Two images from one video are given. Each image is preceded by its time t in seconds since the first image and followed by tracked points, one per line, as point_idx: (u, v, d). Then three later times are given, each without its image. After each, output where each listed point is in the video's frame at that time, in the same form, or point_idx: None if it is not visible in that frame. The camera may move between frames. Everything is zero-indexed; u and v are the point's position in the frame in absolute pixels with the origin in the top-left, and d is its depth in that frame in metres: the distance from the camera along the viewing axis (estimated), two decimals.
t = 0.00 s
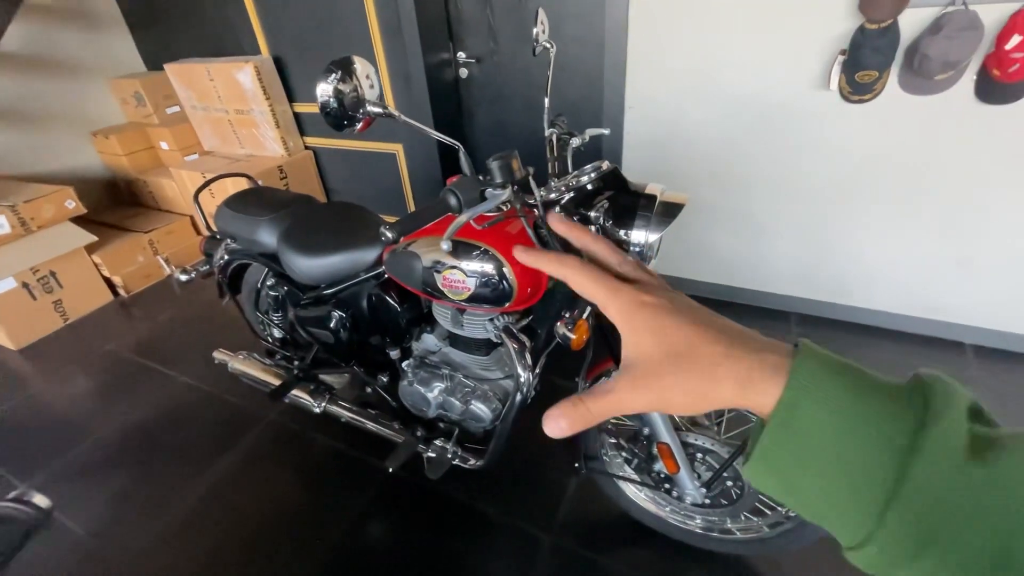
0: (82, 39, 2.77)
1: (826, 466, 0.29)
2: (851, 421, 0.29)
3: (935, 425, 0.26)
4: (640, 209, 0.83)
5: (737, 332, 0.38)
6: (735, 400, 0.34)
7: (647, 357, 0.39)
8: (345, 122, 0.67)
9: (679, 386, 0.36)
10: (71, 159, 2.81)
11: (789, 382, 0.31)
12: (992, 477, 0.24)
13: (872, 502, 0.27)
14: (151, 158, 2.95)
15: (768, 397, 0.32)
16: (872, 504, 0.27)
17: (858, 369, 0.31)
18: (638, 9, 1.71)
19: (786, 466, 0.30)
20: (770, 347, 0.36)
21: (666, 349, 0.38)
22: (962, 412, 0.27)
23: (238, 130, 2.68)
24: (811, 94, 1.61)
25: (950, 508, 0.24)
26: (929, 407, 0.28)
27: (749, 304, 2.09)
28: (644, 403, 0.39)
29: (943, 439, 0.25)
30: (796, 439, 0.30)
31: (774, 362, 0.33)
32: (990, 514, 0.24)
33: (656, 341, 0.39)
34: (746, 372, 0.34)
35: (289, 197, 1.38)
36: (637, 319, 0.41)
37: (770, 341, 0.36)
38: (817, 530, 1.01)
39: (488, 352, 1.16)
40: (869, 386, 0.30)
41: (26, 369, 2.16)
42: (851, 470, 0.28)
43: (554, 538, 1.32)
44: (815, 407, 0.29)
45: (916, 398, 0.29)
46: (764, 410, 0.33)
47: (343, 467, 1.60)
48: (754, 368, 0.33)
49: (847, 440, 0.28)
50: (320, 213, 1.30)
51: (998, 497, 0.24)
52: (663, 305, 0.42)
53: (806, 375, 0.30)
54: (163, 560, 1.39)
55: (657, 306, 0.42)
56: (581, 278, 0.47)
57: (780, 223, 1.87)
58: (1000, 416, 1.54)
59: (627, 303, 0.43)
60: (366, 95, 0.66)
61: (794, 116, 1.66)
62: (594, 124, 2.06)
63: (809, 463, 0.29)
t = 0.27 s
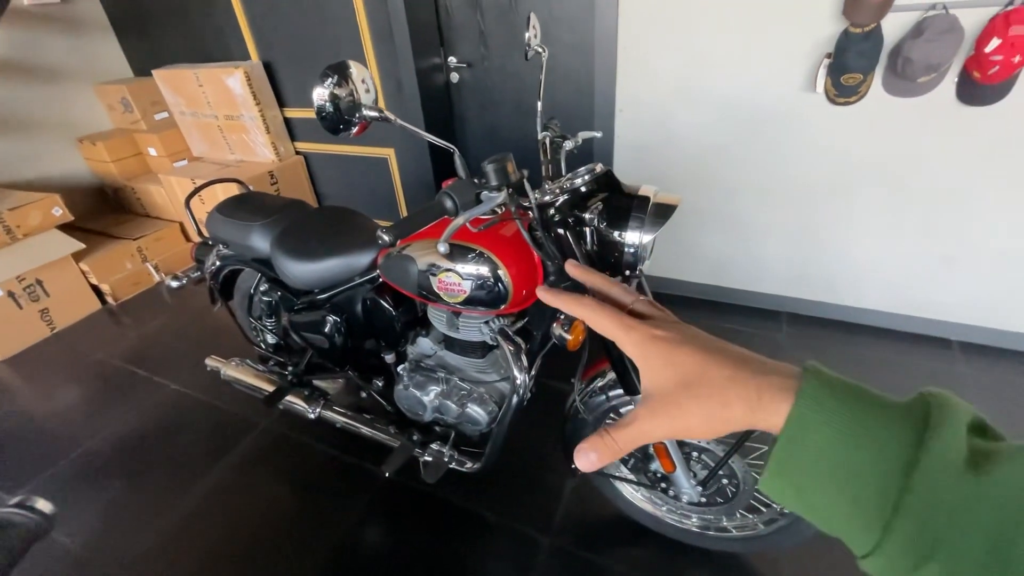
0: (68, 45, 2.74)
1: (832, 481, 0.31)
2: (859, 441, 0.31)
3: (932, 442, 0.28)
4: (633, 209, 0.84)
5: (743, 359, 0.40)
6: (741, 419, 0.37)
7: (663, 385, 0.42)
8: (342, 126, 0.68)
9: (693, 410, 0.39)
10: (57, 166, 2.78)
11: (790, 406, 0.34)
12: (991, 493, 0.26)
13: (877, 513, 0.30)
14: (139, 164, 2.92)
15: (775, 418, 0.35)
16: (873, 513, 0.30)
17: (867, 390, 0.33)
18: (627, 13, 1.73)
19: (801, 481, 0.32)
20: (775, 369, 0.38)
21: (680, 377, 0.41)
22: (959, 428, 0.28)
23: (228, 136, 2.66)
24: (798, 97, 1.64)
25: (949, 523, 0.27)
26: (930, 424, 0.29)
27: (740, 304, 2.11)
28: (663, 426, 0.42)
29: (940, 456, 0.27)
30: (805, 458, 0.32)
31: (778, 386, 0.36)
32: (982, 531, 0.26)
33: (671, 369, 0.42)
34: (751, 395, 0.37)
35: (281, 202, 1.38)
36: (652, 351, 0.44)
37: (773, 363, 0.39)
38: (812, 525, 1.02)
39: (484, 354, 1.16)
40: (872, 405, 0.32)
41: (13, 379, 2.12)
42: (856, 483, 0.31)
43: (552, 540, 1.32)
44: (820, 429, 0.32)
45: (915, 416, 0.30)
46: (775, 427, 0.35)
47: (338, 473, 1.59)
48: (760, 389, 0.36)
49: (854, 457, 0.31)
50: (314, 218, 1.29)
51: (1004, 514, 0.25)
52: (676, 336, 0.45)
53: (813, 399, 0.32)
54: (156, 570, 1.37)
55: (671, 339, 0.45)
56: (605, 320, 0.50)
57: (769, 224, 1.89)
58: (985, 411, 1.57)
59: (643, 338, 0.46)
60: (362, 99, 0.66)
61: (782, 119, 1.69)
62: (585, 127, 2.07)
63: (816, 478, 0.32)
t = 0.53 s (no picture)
0: (59, 47, 2.73)
1: (837, 493, 0.32)
2: (864, 452, 0.31)
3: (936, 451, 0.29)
4: (629, 207, 0.85)
5: (752, 375, 0.41)
6: (745, 435, 0.39)
7: (670, 400, 0.43)
8: (339, 126, 0.68)
9: (700, 425, 0.41)
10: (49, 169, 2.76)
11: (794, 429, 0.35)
12: (994, 503, 0.27)
13: (886, 523, 0.31)
14: (132, 167, 2.91)
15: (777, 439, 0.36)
16: (881, 522, 0.31)
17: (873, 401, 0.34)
18: (621, 14, 1.74)
19: (806, 493, 0.33)
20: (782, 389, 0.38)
21: (687, 394, 0.42)
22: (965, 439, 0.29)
23: (222, 138, 2.65)
24: (790, 97, 1.65)
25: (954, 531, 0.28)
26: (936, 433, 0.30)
27: (735, 303, 2.13)
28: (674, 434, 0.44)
29: (946, 469, 0.28)
30: (810, 472, 0.33)
31: (783, 407, 0.37)
32: (985, 540, 0.27)
33: (677, 385, 0.43)
34: (753, 415, 0.38)
35: (277, 203, 1.38)
36: (660, 366, 0.44)
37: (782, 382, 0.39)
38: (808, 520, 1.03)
39: (481, 354, 1.16)
40: (877, 417, 0.32)
41: (6, 384, 2.10)
42: (861, 493, 0.32)
43: (551, 539, 1.32)
44: (825, 445, 0.32)
45: (920, 426, 0.31)
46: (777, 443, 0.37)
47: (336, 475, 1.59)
48: (763, 410, 0.37)
49: (858, 470, 0.32)
50: (310, 219, 1.29)
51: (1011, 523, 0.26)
52: (684, 347, 0.44)
53: (817, 414, 0.33)
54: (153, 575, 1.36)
55: (680, 352, 0.44)
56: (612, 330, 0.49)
57: (764, 223, 1.91)
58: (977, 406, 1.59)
59: (650, 350, 0.45)
60: (360, 99, 0.67)
61: (775, 119, 1.71)
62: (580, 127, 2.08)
63: (821, 490, 0.33)
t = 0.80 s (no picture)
0: (54, 49, 2.72)
1: (860, 457, 0.31)
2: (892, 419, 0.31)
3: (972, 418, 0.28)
4: (624, 208, 0.85)
5: (786, 326, 0.36)
6: (761, 386, 0.35)
7: (685, 326, 0.39)
8: (336, 126, 0.68)
9: (710, 362, 0.36)
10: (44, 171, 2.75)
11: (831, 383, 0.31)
12: None
13: (910, 494, 0.30)
14: (127, 168, 2.90)
15: (800, 393, 0.33)
16: (903, 490, 0.30)
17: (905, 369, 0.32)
18: (616, 17, 1.75)
19: (825, 460, 0.32)
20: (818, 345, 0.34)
21: (706, 325, 0.37)
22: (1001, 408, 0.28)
23: (218, 139, 2.65)
24: (784, 99, 1.67)
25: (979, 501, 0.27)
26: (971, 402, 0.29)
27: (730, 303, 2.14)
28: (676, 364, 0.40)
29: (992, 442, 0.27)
30: (831, 434, 0.31)
31: (816, 362, 0.33)
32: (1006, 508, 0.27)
33: (698, 318, 0.38)
34: (779, 364, 0.34)
35: (274, 205, 1.38)
36: (691, 289, 0.39)
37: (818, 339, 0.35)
38: (802, 517, 1.04)
39: (477, 354, 1.17)
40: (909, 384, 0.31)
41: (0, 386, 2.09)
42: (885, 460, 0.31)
43: (548, 538, 1.33)
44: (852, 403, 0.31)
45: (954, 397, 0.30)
46: (798, 402, 0.33)
47: (332, 476, 1.59)
48: (791, 361, 0.33)
49: (884, 436, 0.31)
50: (307, 220, 1.29)
51: None
52: (721, 279, 0.39)
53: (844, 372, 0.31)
54: None
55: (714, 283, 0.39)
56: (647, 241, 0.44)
57: (758, 223, 1.92)
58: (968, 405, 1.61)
59: (684, 272, 0.40)
60: (356, 100, 0.67)
61: (768, 120, 1.72)
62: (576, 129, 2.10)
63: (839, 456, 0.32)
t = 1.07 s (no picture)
0: (52, 47, 2.72)
1: (870, 428, 0.35)
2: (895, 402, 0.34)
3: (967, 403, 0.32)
4: (619, 206, 0.86)
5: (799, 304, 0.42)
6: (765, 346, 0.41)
7: (706, 288, 0.45)
8: (331, 124, 0.68)
9: (724, 318, 0.43)
10: (41, 169, 2.74)
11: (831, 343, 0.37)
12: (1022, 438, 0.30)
13: (914, 461, 0.34)
14: (124, 167, 2.89)
15: (798, 354, 0.38)
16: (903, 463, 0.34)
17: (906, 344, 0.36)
18: (613, 17, 1.75)
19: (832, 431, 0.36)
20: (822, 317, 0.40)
21: (728, 287, 0.44)
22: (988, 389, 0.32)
23: (215, 138, 2.65)
24: (781, 99, 1.67)
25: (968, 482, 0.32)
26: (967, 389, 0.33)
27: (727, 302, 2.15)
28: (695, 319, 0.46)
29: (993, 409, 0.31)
30: (839, 407, 0.36)
31: (821, 332, 0.38)
32: (997, 495, 0.31)
33: (721, 282, 0.44)
34: (789, 330, 0.40)
35: (271, 203, 1.38)
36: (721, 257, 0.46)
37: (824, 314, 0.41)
38: (798, 515, 1.04)
39: (474, 352, 1.17)
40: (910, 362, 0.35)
41: None
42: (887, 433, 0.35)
43: (544, 535, 1.33)
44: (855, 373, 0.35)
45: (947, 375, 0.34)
46: (796, 371, 0.39)
47: (329, 475, 1.59)
48: (798, 330, 0.39)
49: (888, 414, 0.35)
50: (304, 218, 1.29)
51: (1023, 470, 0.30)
52: (749, 256, 0.46)
53: (852, 344, 0.36)
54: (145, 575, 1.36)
55: (741, 257, 0.45)
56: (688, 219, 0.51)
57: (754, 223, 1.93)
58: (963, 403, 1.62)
59: (717, 246, 0.47)
60: (351, 98, 0.67)
61: (765, 120, 1.73)
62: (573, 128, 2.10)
63: (844, 428, 0.36)
